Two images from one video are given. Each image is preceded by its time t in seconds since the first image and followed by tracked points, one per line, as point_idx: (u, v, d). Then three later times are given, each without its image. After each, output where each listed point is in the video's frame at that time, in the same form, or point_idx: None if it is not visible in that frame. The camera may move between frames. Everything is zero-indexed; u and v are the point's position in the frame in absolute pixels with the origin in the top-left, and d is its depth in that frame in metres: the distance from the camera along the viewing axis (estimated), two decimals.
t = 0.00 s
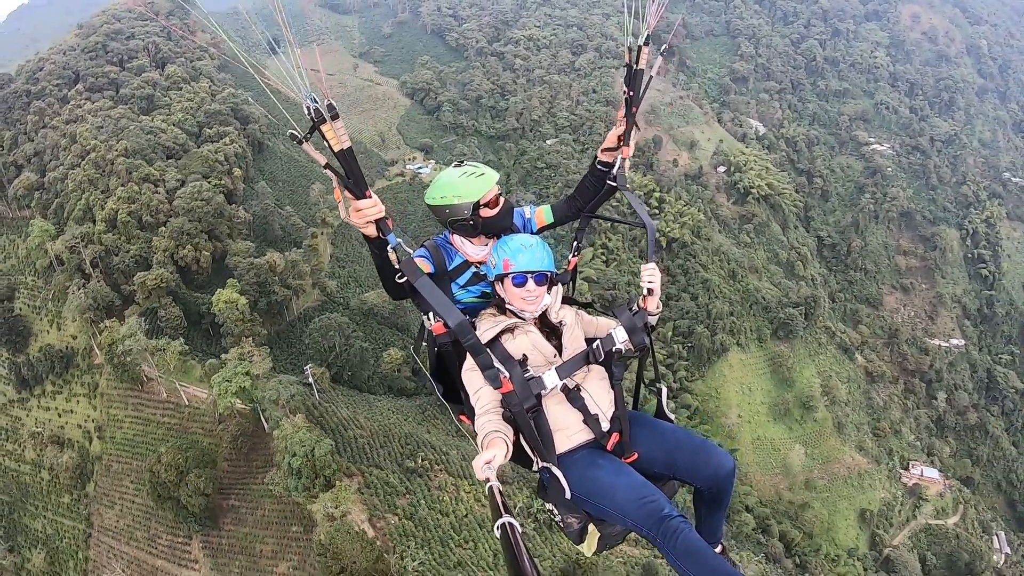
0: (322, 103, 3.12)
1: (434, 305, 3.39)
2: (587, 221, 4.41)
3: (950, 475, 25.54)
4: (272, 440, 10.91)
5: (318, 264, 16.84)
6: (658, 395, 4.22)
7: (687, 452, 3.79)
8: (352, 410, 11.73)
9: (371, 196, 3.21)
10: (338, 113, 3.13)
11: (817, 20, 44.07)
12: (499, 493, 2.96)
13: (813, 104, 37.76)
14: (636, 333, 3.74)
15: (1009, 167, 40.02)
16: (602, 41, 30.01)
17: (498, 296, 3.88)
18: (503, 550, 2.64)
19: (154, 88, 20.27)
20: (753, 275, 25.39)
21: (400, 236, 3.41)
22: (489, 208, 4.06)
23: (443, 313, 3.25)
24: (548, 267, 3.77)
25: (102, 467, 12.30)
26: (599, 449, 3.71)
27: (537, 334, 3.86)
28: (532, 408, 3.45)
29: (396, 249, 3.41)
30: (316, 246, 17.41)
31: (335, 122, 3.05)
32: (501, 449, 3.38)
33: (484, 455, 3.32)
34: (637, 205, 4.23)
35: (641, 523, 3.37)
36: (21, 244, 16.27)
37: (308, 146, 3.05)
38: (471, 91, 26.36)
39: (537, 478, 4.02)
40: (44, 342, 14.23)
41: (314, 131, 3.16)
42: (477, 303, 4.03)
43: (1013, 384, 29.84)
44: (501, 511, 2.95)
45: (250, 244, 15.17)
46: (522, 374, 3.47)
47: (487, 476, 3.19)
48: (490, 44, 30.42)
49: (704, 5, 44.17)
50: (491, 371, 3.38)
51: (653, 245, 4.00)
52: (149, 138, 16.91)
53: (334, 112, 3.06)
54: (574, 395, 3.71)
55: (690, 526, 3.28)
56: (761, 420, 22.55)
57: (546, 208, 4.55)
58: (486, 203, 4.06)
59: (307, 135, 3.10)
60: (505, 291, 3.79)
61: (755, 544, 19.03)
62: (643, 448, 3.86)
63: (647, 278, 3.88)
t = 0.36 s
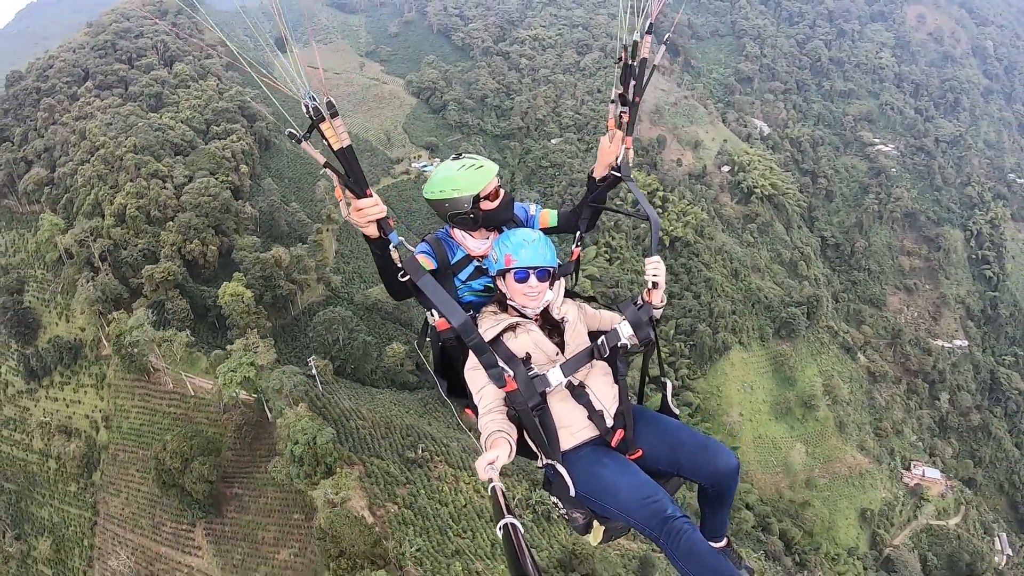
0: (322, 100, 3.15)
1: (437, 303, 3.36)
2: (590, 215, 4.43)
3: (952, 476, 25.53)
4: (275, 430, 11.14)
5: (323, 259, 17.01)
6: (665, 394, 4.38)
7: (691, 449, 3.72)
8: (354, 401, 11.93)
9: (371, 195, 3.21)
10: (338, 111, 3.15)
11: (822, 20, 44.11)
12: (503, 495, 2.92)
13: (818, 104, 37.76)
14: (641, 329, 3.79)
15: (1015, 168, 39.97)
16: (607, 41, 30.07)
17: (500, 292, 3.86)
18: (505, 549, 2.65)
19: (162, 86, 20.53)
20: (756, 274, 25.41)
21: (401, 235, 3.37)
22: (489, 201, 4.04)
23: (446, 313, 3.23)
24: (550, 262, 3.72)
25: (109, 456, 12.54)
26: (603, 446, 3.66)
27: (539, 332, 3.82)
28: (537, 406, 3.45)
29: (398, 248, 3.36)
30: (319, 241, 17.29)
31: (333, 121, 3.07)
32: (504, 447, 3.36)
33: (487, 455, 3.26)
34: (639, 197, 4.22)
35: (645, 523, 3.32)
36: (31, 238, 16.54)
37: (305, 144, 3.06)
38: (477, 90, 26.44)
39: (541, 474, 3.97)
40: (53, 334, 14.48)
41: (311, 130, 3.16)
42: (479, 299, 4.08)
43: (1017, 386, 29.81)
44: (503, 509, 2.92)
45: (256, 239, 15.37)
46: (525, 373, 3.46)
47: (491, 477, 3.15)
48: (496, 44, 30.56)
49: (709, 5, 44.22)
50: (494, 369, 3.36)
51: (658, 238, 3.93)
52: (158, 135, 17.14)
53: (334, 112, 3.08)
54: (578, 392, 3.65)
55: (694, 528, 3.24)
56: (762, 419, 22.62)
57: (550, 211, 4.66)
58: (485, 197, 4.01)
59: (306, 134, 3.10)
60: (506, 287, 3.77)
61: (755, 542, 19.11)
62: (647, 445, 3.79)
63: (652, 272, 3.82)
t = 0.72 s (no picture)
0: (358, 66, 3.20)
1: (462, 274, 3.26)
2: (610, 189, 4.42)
3: (947, 477, 25.66)
4: (272, 424, 11.31)
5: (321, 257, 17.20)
6: (682, 364, 4.29)
7: (705, 424, 3.65)
8: (350, 396, 12.13)
9: (403, 161, 3.22)
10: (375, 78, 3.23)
11: (820, 24, 44.32)
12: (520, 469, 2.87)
13: (815, 107, 38.00)
14: (660, 301, 3.62)
15: (1011, 172, 40.54)
16: (606, 42, 30.20)
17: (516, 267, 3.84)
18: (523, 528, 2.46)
19: (164, 86, 20.76)
20: (752, 276, 25.56)
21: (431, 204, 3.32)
22: (503, 175, 3.96)
23: (472, 283, 3.10)
24: (567, 238, 3.68)
25: (108, 449, 12.74)
26: (618, 421, 3.59)
27: (554, 308, 3.78)
28: (557, 380, 3.36)
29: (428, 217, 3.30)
30: (320, 240, 17.67)
31: (371, 86, 3.14)
32: (521, 424, 3.23)
33: (505, 431, 3.10)
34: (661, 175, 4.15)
35: (658, 501, 3.25)
36: (33, 235, 16.75)
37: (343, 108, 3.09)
38: (476, 92, 26.82)
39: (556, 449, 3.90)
40: (54, 329, 14.69)
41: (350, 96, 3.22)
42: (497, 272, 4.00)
43: (1012, 388, 30.01)
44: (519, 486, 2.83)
45: (255, 237, 15.55)
46: (546, 345, 3.36)
47: (509, 452, 3.03)
48: (495, 46, 30.79)
49: (708, 9, 44.47)
50: (516, 341, 3.24)
51: (676, 209, 3.77)
52: (159, 134, 17.34)
53: (371, 76, 3.14)
54: (597, 365, 3.58)
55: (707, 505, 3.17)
56: (756, 419, 22.84)
57: (566, 184, 4.50)
58: (497, 173, 3.93)
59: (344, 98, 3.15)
60: (523, 262, 3.74)
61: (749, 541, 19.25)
62: (662, 419, 3.71)
63: (670, 243, 3.66)
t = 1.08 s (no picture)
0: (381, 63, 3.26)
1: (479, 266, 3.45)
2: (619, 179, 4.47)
3: (940, 473, 25.85)
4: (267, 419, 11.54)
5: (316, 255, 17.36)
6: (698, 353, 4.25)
7: (722, 409, 3.63)
8: (344, 390, 12.31)
9: (422, 156, 3.39)
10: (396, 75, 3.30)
11: (813, 24, 44.56)
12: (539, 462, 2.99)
13: (808, 107, 38.28)
14: (671, 289, 3.74)
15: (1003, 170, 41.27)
16: (600, 42, 30.36)
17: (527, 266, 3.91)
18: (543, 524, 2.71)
19: (160, 86, 20.91)
20: (744, 274, 25.77)
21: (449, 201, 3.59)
22: (511, 172, 4.12)
23: (489, 275, 3.31)
24: (578, 235, 3.75)
25: (105, 444, 12.91)
26: (637, 411, 3.62)
27: (566, 303, 3.85)
28: (575, 371, 3.41)
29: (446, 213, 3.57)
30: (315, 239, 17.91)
31: (393, 83, 3.22)
32: (540, 419, 3.32)
33: (523, 424, 3.27)
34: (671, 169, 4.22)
35: (680, 487, 3.29)
36: (31, 234, 16.91)
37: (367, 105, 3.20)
38: (470, 92, 26.96)
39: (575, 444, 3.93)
40: (52, 326, 14.86)
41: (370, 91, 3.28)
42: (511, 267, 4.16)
43: (1004, 385, 30.31)
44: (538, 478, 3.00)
45: (251, 235, 15.72)
46: (563, 337, 3.43)
47: (527, 445, 3.16)
48: (489, 47, 30.97)
49: (702, 9, 44.73)
50: (534, 333, 3.34)
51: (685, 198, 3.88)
52: (155, 134, 17.51)
53: (394, 73, 3.21)
54: (613, 356, 3.63)
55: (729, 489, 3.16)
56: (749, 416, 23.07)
57: (571, 173, 4.59)
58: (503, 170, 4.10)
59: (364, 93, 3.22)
60: (536, 259, 3.82)
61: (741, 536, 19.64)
62: (679, 407, 3.73)
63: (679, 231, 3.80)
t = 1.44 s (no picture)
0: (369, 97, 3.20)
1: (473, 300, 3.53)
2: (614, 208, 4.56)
3: (930, 453, 26.20)
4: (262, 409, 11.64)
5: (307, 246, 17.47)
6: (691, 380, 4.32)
7: (720, 442, 3.79)
8: (337, 377, 12.47)
9: (416, 194, 3.38)
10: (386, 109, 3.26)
11: (801, 8, 44.59)
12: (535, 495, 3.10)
13: (796, 91, 38.43)
14: (668, 320, 3.86)
15: (991, 153, 41.70)
16: (587, 29, 30.34)
17: (523, 296, 3.99)
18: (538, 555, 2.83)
19: (148, 82, 20.87)
20: (733, 258, 25.98)
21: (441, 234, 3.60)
22: (501, 200, 4.18)
23: (485, 311, 3.40)
24: (570, 263, 3.84)
25: (102, 437, 13.04)
26: (635, 443, 3.73)
27: (564, 332, 3.93)
28: (572, 405, 3.50)
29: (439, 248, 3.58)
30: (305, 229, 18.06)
31: (384, 117, 3.15)
32: (537, 451, 3.37)
33: (518, 456, 3.29)
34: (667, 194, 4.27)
35: (679, 520, 3.35)
36: (23, 232, 16.94)
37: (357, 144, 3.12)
38: (457, 82, 26.88)
39: (572, 474, 4.02)
40: (46, 323, 14.92)
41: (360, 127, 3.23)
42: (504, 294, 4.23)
43: (993, 365, 30.69)
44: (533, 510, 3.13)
45: (241, 227, 15.80)
46: (560, 372, 3.52)
47: (523, 479, 3.19)
48: (477, 36, 30.96)
49: None
50: (530, 368, 3.45)
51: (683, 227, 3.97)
52: (145, 129, 17.49)
53: (384, 108, 3.14)
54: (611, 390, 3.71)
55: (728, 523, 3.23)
56: (740, 398, 23.34)
57: (564, 199, 4.77)
58: (495, 197, 4.16)
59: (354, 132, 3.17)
60: (531, 291, 3.89)
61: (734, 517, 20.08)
62: (677, 440, 3.85)
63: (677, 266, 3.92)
